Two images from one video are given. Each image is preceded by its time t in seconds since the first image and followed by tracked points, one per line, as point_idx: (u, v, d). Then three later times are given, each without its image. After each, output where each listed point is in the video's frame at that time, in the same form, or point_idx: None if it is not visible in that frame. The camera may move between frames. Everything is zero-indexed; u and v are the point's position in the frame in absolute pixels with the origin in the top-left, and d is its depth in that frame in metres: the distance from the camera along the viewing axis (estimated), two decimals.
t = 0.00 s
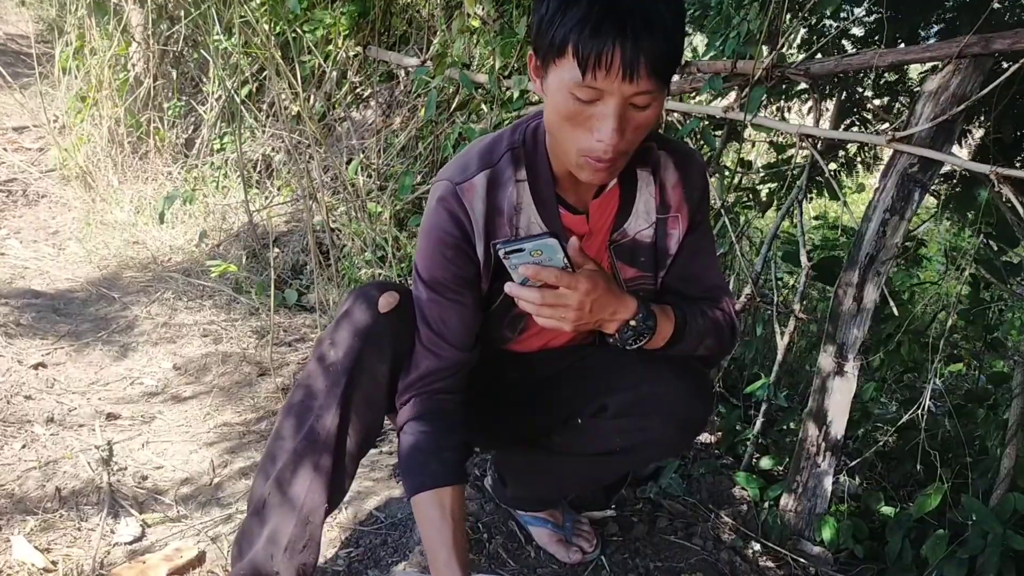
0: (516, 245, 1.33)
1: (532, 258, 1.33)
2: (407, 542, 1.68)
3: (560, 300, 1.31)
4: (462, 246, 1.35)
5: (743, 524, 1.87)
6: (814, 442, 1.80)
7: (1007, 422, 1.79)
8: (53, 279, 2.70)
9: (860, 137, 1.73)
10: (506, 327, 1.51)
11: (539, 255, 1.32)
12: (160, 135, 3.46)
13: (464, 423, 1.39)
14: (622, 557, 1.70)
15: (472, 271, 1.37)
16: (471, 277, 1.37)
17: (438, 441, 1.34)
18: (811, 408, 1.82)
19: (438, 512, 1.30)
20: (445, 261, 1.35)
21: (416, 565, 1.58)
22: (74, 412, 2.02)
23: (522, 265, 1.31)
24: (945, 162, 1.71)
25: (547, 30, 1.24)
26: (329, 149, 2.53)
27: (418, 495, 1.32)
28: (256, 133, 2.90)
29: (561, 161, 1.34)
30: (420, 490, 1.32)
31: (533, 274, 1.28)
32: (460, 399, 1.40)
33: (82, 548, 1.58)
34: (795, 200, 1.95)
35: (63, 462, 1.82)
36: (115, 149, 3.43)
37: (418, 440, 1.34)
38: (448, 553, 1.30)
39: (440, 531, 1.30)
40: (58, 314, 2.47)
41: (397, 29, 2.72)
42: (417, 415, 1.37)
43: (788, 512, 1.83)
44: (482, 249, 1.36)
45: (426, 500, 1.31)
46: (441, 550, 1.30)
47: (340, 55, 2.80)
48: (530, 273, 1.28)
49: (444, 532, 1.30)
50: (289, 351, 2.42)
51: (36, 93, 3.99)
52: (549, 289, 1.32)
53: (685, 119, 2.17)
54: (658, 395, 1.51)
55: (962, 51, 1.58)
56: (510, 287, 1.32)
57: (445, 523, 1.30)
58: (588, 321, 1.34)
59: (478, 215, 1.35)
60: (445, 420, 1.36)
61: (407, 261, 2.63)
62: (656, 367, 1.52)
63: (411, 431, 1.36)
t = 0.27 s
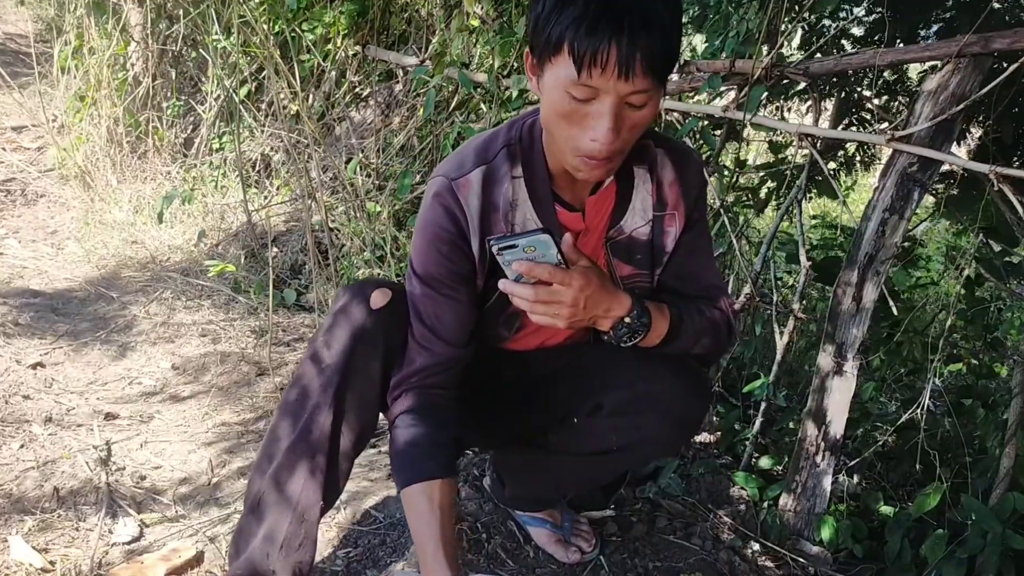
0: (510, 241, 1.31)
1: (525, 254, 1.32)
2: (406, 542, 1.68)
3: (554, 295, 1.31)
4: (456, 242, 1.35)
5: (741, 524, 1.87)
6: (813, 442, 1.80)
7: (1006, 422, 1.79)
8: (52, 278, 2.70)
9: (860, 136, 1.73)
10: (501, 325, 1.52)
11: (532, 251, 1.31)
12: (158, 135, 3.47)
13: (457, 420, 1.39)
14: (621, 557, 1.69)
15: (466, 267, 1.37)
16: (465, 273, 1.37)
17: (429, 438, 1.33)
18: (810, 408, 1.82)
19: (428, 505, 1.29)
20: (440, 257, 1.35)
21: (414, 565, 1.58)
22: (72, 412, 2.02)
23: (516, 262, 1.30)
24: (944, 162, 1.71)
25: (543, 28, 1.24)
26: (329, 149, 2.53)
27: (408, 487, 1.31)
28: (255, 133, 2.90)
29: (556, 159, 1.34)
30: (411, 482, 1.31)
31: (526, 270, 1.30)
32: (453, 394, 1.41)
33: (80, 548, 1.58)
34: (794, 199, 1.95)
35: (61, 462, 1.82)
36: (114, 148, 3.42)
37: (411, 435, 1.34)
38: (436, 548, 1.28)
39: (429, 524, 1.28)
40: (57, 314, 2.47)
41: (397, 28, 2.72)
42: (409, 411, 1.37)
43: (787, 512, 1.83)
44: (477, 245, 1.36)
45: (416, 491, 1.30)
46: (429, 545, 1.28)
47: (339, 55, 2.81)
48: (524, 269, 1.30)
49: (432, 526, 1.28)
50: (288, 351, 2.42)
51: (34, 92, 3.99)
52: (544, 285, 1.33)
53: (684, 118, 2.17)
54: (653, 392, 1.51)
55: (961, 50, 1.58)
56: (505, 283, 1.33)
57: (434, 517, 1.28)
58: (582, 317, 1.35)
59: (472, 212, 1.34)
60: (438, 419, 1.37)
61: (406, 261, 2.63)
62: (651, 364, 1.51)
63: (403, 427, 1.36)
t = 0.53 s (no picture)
0: (501, 230, 1.29)
1: (516, 244, 1.29)
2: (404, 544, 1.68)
3: (543, 285, 1.29)
4: (456, 233, 1.36)
5: (739, 524, 1.87)
6: (811, 442, 1.80)
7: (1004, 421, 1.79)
8: (50, 280, 2.70)
9: (856, 136, 1.73)
10: (499, 320, 1.51)
11: (523, 241, 1.29)
12: (156, 136, 3.47)
13: (450, 411, 1.38)
14: (619, 558, 1.69)
15: (466, 259, 1.37)
16: (463, 265, 1.37)
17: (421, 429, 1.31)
18: (808, 408, 1.82)
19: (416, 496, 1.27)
20: (439, 248, 1.35)
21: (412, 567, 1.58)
22: (70, 413, 2.02)
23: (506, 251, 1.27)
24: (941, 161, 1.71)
25: (549, 22, 1.24)
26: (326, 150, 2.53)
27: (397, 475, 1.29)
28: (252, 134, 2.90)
29: (557, 153, 1.34)
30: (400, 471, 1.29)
31: (517, 261, 1.26)
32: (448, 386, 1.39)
33: (77, 551, 1.58)
34: (791, 199, 1.95)
35: (59, 464, 1.82)
36: (112, 150, 3.43)
37: (403, 423, 1.32)
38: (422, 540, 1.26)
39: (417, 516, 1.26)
40: (54, 315, 2.47)
41: (394, 29, 2.72)
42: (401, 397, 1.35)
43: (785, 512, 1.83)
44: (476, 236, 1.36)
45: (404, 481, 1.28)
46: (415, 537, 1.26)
47: (337, 56, 2.81)
48: (514, 260, 1.26)
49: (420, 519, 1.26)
50: (286, 352, 2.42)
51: (32, 94, 3.99)
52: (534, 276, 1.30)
53: (681, 118, 2.17)
54: (641, 391, 1.51)
55: (958, 50, 1.58)
56: (495, 274, 1.30)
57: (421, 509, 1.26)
58: (573, 310, 1.33)
59: (472, 203, 1.35)
60: (431, 408, 1.35)
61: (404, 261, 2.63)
62: (639, 363, 1.51)
63: (396, 416, 1.34)
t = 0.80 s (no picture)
0: (477, 221, 1.25)
1: (493, 236, 1.27)
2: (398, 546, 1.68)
3: (520, 278, 1.26)
4: (458, 214, 1.36)
5: (733, 522, 1.87)
6: (803, 440, 1.81)
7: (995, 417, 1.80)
8: (41, 284, 2.69)
9: (847, 133, 1.73)
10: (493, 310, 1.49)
11: (500, 233, 1.26)
12: (146, 139, 3.46)
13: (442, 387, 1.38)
14: (613, 557, 1.70)
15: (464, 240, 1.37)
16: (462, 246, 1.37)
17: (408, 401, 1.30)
18: (800, 406, 1.82)
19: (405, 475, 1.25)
20: (440, 226, 1.35)
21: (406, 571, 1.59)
22: (62, 418, 2.01)
23: (483, 245, 1.24)
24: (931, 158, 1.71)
25: (565, 6, 1.24)
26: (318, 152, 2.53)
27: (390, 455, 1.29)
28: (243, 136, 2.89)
29: (564, 139, 1.34)
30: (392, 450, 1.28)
31: (493, 253, 1.24)
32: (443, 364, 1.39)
33: (70, 557, 1.58)
34: (783, 196, 1.96)
35: (51, 470, 1.81)
36: (102, 153, 3.41)
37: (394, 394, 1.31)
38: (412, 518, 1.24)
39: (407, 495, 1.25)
40: (46, 320, 2.46)
41: (384, 29, 2.71)
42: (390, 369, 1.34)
43: (778, 510, 1.83)
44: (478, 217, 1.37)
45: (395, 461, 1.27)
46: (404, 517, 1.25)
47: (327, 57, 2.80)
48: (491, 252, 1.24)
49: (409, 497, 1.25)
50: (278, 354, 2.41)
51: (21, 98, 3.98)
52: (511, 269, 1.28)
53: (672, 118, 2.18)
54: (616, 394, 1.49)
55: (947, 46, 1.58)
56: (472, 266, 1.28)
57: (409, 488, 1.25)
58: (549, 306, 1.31)
59: (476, 185, 1.36)
60: (419, 370, 1.34)
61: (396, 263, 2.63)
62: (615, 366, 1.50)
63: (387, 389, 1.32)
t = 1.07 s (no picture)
0: (431, 222, 1.27)
1: (448, 236, 1.28)
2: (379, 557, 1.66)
3: (472, 282, 1.27)
4: (447, 182, 1.46)
5: (715, 522, 1.87)
6: (783, 437, 1.81)
7: (971, 408, 1.81)
8: (11, 302, 2.65)
9: (818, 131, 1.74)
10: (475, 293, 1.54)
11: (454, 233, 1.27)
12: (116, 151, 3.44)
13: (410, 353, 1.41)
14: (596, 561, 1.70)
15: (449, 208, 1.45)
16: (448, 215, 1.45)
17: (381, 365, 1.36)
18: (779, 403, 1.83)
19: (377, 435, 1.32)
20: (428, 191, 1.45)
21: None
22: (35, 438, 1.98)
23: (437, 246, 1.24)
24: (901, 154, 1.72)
25: None
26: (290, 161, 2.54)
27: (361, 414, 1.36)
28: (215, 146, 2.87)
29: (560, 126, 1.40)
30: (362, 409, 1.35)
31: (447, 255, 1.23)
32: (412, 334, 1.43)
33: None
34: (756, 195, 1.97)
35: (24, 491, 1.78)
36: (72, 167, 3.38)
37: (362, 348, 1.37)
38: (387, 474, 1.32)
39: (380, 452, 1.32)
40: (17, 338, 2.42)
41: (355, 36, 2.68)
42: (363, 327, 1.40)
43: (760, 508, 1.83)
44: (465, 187, 1.45)
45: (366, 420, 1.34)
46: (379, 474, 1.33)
47: (297, 66, 2.77)
48: (445, 254, 1.23)
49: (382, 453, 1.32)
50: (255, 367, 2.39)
51: None
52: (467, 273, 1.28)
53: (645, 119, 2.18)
54: (577, 403, 1.48)
55: (914, 42, 1.59)
56: (427, 269, 1.29)
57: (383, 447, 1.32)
58: (506, 310, 1.31)
59: (466, 157, 1.44)
60: (391, 330, 1.39)
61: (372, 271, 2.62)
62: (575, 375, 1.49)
63: (358, 344, 1.38)
